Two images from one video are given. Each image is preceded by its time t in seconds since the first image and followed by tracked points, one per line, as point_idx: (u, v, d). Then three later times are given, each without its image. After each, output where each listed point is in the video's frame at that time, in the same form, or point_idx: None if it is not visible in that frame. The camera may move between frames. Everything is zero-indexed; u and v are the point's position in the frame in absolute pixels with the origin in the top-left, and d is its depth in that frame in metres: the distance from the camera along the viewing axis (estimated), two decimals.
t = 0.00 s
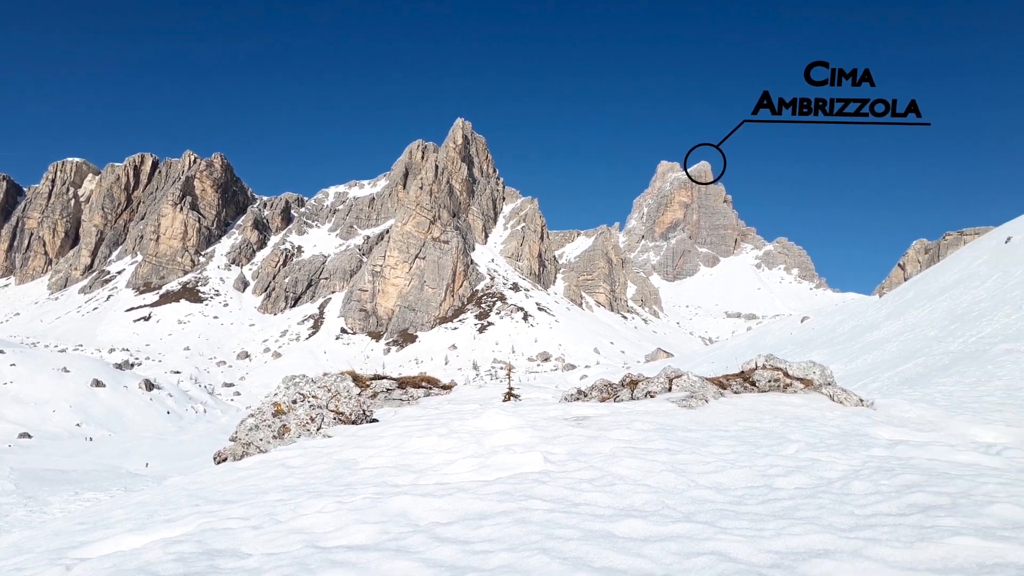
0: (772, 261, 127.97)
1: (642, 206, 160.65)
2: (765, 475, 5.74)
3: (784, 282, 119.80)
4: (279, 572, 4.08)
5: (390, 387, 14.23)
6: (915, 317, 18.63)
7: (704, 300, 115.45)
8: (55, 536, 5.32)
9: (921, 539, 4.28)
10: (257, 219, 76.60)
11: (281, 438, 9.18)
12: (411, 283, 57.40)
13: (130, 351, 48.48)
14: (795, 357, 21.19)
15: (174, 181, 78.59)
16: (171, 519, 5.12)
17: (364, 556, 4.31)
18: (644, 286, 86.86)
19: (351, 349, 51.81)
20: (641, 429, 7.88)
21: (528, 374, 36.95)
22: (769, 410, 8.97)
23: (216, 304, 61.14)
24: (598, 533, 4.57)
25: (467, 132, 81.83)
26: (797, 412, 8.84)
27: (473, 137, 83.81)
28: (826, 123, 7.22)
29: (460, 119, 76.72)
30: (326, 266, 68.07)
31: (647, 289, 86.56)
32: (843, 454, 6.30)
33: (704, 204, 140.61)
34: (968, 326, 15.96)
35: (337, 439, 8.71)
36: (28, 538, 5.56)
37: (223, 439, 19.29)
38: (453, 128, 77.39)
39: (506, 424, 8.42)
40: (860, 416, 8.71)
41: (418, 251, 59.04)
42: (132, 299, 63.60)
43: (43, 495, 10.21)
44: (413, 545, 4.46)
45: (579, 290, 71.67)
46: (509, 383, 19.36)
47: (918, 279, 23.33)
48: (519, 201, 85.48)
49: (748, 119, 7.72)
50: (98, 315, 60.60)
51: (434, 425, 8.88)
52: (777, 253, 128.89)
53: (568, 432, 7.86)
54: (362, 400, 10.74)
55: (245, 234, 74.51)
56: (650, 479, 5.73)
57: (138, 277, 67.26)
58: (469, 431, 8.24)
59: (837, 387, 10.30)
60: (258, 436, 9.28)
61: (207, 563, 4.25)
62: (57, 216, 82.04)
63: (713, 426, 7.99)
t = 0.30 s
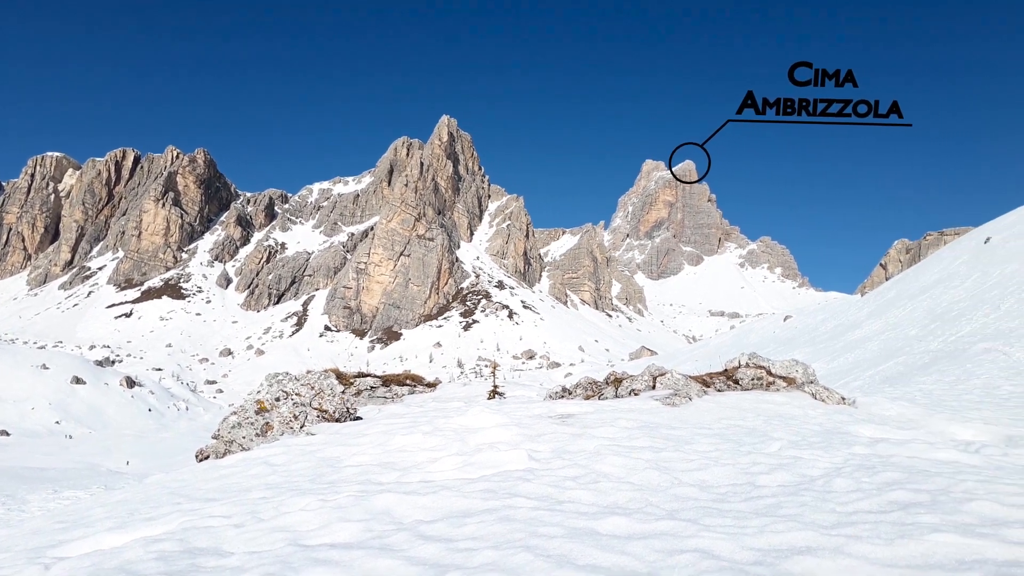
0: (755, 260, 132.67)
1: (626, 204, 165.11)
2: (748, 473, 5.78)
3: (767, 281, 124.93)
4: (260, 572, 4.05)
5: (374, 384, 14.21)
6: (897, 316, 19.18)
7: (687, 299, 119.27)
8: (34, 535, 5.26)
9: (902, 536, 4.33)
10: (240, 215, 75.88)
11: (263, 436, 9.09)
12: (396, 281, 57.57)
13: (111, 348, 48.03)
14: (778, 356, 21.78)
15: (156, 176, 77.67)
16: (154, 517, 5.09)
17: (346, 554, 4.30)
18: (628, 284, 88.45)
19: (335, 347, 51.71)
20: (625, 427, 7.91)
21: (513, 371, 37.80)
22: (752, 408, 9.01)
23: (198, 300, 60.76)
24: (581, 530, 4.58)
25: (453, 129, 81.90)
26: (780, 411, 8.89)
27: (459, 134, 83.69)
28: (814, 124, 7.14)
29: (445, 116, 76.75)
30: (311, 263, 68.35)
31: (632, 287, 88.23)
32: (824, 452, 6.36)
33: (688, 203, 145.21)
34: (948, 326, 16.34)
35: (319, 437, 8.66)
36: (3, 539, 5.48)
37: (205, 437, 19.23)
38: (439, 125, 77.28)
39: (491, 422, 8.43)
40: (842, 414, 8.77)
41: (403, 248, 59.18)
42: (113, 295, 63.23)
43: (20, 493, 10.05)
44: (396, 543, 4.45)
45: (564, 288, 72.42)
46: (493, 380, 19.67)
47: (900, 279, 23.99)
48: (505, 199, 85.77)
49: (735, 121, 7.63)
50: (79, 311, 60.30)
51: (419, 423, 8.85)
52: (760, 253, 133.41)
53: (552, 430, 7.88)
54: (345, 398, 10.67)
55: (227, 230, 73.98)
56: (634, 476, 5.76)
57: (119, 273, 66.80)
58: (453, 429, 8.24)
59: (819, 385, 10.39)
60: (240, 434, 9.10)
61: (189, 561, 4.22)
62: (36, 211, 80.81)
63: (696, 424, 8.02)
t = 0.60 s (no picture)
0: (739, 258, 142.14)
1: (612, 202, 170.44)
2: (731, 470, 5.82)
3: (750, 280, 132.67)
4: (243, 569, 4.03)
5: (358, 381, 14.16)
6: (878, 313, 19.97)
7: (672, 296, 126.23)
8: (11, 534, 5.18)
9: (882, 531, 4.38)
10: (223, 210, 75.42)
11: (246, 433, 9.02)
12: (380, 277, 58.76)
13: (91, 344, 47.62)
14: (762, 353, 22.50)
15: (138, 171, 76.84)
16: (134, 515, 5.04)
17: (330, 551, 4.29)
18: (613, 282, 90.47)
19: (319, 343, 52.11)
20: (609, 423, 7.95)
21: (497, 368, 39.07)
22: (735, 405, 9.06)
23: (181, 297, 60.54)
24: (566, 527, 4.59)
25: (438, 125, 82.00)
26: (764, 408, 8.96)
27: (443, 130, 83.71)
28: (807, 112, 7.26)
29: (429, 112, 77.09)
30: (294, 259, 68.45)
31: (616, 284, 90.27)
32: (806, 449, 6.43)
33: (673, 201, 150.83)
34: (930, 322, 16.91)
35: (303, 433, 8.64)
36: None
37: (188, 434, 19.12)
38: (424, 121, 77.37)
39: (475, 419, 8.44)
40: (824, 411, 8.82)
41: (388, 244, 60.41)
42: (94, 291, 62.84)
43: None
44: (380, 540, 4.44)
45: (548, 285, 74.23)
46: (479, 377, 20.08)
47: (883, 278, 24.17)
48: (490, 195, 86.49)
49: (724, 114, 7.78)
50: (59, 307, 59.93)
51: (403, 420, 8.84)
52: (744, 250, 143.44)
53: (537, 426, 7.90)
54: (329, 394, 10.66)
55: (211, 226, 73.74)
56: (618, 473, 5.78)
57: (101, 268, 66.34)
58: (438, 425, 8.23)
59: (802, 382, 10.49)
60: (223, 431, 9.04)
61: (171, 559, 4.19)
62: (15, 205, 79.78)
63: (681, 421, 8.05)
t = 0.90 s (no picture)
0: (725, 255, 144.67)
1: (598, 199, 173.39)
2: (717, 465, 5.85)
3: (736, 276, 135.91)
4: (226, 565, 4.01)
5: (344, 376, 14.16)
6: (862, 310, 20.75)
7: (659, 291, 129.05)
8: None
9: (865, 526, 4.42)
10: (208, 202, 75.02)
11: (230, 428, 9.02)
12: (366, 272, 59.06)
13: (74, 338, 47.53)
14: (746, 348, 23.02)
15: (121, 164, 76.06)
16: (116, 509, 5.01)
17: (314, 547, 4.28)
18: (599, 278, 92.41)
19: (304, 337, 52.30)
20: (595, 418, 7.97)
21: (483, 364, 40.00)
22: (720, 401, 9.10)
23: (165, 291, 60.38)
24: (551, 522, 4.60)
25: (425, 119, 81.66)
26: (748, 403, 9.01)
27: (431, 124, 83.17)
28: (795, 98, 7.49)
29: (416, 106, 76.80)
30: (279, 253, 68.30)
31: (603, 280, 92.18)
32: (791, 444, 6.47)
33: (659, 197, 153.21)
34: (912, 320, 17.50)
35: (288, 428, 8.60)
36: None
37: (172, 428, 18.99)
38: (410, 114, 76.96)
39: (461, 414, 8.45)
40: (808, 407, 8.88)
41: (374, 240, 60.84)
42: (76, 285, 62.44)
43: None
44: (366, 536, 4.43)
45: (535, 282, 76.26)
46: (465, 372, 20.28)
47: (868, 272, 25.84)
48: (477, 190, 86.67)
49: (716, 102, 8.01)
50: (40, 301, 59.53)
51: (389, 415, 8.82)
52: (729, 247, 146.06)
53: (523, 421, 7.90)
54: (315, 389, 10.64)
55: (195, 218, 73.24)
56: (603, 468, 5.79)
57: (83, 262, 65.82)
58: (424, 420, 8.22)
59: (786, 378, 10.57)
60: (207, 426, 9.09)
61: (153, 555, 4.17)
62: None
63: (666, 416, 8.09)
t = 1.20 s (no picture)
0: (709, 253, 144.53)
1: (585, 195, 179.34)
2: (701, 462, 5.87)
3: (719, 274, 136.85)
4: (208, 563, 3.98)
5: (328, 372, 14.26)
6: (844, 308, 21.30)
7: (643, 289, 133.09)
8: None
9: (846, 522, 4.46)
10: (192, 198, 74.49)
11: (213, 424, 8.89)
12: (350, 267, 59.21)
13: (53, 336, 47.43)
14: (731, 346, 23.31)
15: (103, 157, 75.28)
16: (97, 507, 4.97)
17: (298, 543, 4.27)
18: (585, 275, 94.43)
19: (287, 334, 52.70)
20: (580, 415, 8.00)
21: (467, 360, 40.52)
22: (705, 398, 9.15)
23: (147, 286, 60.07)
24: (536, 518, 4.61)
25: (411, 114, 81.70)
26: (732, 400, 9.06)
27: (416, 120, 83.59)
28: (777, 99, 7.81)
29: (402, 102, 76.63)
30: (263, 249, 68.20)
31: (588, 278, 94.27)
32: (774, 441, 6.51)
33: (644, 194, 155.77)
34: (893, 318, 17.96)
35: (272, 425, 8.56)
36: None
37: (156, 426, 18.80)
38: (396, 110, 76.95)
39: (447, 411, 8.44)
40: (791, 404, 8.94)
41: (358, 235, 60.59)
42: (58, 280, 62.15)
43: None
44: (350, 532, 4.42)
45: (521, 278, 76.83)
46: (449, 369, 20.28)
47: (852, 270, 26.38)
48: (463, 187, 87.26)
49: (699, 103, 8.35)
50: (20, 296, 59.14)
51: (373, 412, 8.80)
52: (715, 245, 146.15)
53: (508, 418, 7.91)
54: (298, 386, 10.63)
55: (178, 213, 72.85)
56: (588, 464, 5.82)
57: (64, 257, 65.36)
58: (409, 417, 8.20)
59: (769, 375, 10.65)
60: (189, 422, 8.93)
61: (135, 552, 4.13)
62: None
63: (650, 413, 8.14)
